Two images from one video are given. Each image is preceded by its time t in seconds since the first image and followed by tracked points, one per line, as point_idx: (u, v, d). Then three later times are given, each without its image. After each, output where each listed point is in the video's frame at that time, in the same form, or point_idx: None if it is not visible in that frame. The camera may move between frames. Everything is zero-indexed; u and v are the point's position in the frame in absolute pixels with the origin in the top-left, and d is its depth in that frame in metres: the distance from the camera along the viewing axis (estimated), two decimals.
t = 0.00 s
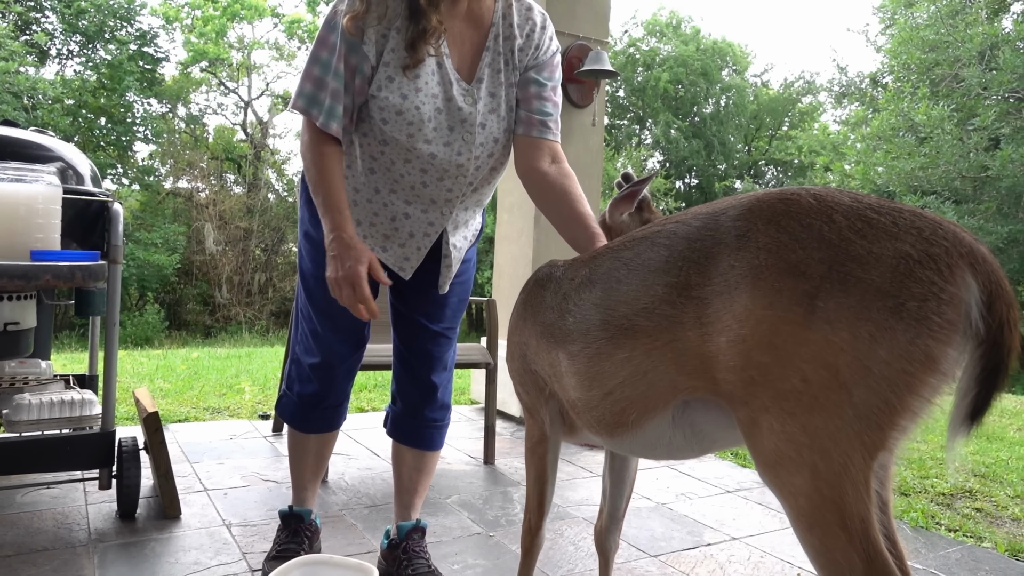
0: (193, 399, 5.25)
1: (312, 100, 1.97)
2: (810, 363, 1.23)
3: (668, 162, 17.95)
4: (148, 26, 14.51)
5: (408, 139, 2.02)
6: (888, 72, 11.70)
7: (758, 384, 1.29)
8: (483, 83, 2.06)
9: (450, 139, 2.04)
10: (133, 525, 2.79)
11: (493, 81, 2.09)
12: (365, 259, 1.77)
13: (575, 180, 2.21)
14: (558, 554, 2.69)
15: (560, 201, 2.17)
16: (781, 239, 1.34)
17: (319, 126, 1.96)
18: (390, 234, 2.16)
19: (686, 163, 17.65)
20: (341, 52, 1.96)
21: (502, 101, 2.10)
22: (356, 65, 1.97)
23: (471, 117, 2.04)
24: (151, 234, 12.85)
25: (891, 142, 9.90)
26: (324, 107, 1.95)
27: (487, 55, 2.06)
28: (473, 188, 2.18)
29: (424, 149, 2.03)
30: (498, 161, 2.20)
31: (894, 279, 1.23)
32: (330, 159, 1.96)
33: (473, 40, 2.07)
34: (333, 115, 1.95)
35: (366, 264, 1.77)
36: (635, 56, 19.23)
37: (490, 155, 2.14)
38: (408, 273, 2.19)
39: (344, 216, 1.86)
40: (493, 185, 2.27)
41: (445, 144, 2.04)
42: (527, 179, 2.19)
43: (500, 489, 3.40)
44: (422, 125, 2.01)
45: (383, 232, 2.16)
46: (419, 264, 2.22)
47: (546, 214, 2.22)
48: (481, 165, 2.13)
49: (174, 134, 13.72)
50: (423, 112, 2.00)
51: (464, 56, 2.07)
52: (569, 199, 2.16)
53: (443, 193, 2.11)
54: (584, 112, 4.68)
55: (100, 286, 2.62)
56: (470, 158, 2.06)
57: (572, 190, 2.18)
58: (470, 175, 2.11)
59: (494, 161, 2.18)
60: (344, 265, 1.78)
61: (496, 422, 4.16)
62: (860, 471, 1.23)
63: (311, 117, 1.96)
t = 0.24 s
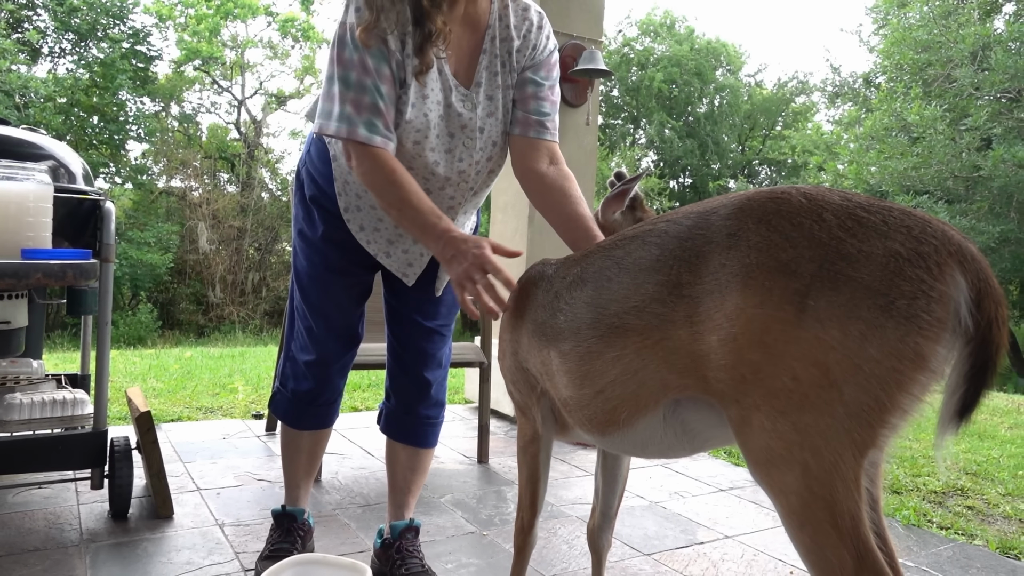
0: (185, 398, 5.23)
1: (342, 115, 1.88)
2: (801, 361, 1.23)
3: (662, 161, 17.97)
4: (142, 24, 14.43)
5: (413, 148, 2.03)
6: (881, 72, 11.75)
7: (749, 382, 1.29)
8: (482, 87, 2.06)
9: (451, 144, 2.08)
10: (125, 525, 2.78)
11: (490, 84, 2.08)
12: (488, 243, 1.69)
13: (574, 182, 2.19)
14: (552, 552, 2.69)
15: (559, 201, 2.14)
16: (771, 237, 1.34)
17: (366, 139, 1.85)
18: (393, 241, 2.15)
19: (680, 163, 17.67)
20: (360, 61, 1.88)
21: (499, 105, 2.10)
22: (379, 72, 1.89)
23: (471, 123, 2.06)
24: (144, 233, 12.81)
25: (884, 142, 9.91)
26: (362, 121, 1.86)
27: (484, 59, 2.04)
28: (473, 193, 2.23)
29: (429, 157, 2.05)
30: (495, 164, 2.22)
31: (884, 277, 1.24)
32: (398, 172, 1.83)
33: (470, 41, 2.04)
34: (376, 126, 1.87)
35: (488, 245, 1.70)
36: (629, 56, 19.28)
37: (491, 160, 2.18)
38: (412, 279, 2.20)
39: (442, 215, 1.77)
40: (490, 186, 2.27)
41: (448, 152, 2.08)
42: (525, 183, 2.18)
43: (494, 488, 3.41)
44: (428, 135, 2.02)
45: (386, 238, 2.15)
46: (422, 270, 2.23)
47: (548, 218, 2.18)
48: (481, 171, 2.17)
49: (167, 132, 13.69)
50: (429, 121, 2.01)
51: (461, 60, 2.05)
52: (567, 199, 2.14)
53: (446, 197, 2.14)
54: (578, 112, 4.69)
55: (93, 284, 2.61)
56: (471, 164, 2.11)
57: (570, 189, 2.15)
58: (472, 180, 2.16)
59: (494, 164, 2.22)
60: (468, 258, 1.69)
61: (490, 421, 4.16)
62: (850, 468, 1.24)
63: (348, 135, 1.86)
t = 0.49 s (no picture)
0: (174, 402, 5.20)
1: (379, 120, 1.84)
2: (785, 361, 1.24)
3: (651, 162, 18.02)
4: (128, 25, 14.24)
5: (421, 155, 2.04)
6: (868, 73, 11.85)
7: (733, 383, 1.30)
8: (479, 93, 2.07)
9: (452, 150, 2.09)
10: (112, 529, 2.76)
11: (485, 89, 2.09)
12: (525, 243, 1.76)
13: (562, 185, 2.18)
14: (542, 553, 2.70)
15: (546, 202, 2.13)
16: (754, 238, 1.35)
17: (411, 137, 1.81)
18: (391, 247, 2.15)
19: (669, 163, 17.74)
20: (379, 63, 1.84)
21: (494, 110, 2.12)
22: (401, 68, 1.85)
23: (473, 129, 2.08)
24: (132, 236, 12.73)
25: (871, 142, 10.00)
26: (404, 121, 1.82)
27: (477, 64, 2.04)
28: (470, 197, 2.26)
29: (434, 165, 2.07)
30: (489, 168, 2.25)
31: (866, 277, 1.25)
32: (448, 167, 1.80)
33: (462, 46, 2.04)
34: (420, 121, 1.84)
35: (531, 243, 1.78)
36: (618, 56, 19.31)
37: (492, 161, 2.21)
38: (409, 286, 2.20)
39: (485, 211, 1.81)
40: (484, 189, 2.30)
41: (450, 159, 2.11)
42: (512, 186, 2.18)
43: (484, 489, 3.41)
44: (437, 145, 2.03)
45: (383, 245, 2.15)
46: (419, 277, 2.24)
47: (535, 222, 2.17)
48: (478, 176, 2.20)
49: (154, 134, 13.59)
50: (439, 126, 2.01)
51: (455, 64, 2.05)
52: (552, 199, 2.13)
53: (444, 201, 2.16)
54: (567, 112, 4.70)
55: (79, 288, 2.60)
56: (472, 170, 2.15)
57: (557, 191, 2.14)
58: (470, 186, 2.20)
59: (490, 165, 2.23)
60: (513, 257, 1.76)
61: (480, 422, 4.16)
62: (834, 467, 1.25)
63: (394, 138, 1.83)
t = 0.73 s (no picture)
0: (161, 401, 5.17)
1: (366, 127, 1.85)
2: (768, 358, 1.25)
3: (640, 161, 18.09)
4: (114, 22, 14.08)
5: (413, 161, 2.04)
6: (854, 73, 11.98)
7: (717, 379, 1.31)
8: (470, 99, 2.07)
9: (442, 156, 2.10)
10: (98, 529, 2.75)
11: (476, 95, 2.08)
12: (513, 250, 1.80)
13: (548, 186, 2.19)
14: (530, 550, 2.70)
15: (530, 206, 2.14)
16: (739, 236, 1.36)
17: (396, 145, 1.83)
18: (379, 249, 2.15)
19: (658, 162, 17.82)
20: (368, 71, 1.84)
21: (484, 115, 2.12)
22: (390, 76, 1.85)
23: (464, 135, 2.08)
24: (119, 234, 12.65)
25: (858, 140, 10.45)
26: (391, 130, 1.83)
27: (469, 69, 2.04)
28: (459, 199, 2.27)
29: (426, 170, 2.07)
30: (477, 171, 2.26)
31: (848, 274, 1.26)
32: (433, 174, 1.81)
33: (453, 51, 2.04)
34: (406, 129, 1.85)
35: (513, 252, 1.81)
36: (608, 55, 19.37)
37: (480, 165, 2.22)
38: (397, 288, 2.20)
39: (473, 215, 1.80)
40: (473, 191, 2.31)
41: (441, 164, 2.11)
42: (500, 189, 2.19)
43: (473, 487, 3.41)
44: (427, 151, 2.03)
45: (371, 247, 2.15)
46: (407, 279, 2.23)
47: (519, 223, 2.19)
48: (467, 179, 2.21)
49: (141, 132, 13.50)
50: (428, 134, 2.01)
51: (447, 69, 2.05)
52: (539, 202, 2.14)
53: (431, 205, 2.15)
54: (555, 111, 4.70)
55: (64, 287, 2.59)
56: (461, 175, 2.16)
57: (543, 195, 2.16)
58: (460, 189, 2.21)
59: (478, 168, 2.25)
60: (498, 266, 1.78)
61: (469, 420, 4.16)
62: (817, 463, 1.26)
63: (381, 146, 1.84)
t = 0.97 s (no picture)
0: (147, 398, 5.14)
1: (353, 125, 1.84)
2: (757, 353, 1.26)
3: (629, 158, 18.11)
4: (99, 16, 13.90)
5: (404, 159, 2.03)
6: (841, 71, 12.07)
7: (706, 374, 1.31)
8: (459, 96, 2.06)
9: (432, 154, 2.09)
10: (83, 527, 2.73)
11: (465, 92, 2.08)
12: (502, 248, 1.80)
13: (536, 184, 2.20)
14: (518, 546, 2.71)
15: (521, 204, 2.14)
16: (728, 231, 1.37)
17: (383, 143, 1.82)
18: (369, 246, 2.15)
19: (646, 160, 17.89)
20: (356, 68, 1.83)
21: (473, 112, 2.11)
22: (378, 74, 1.84)
23: (453, 133, 2.07)
24: (104, 230, 12.54)
25: (845, 139, 10.51)
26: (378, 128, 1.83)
27: (458, 66, 2.04)
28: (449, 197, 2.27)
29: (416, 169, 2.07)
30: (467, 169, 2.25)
31: (836, 270, 1.27)
32: (421, 172, 1.80)
33: (442, 49, 2.04)
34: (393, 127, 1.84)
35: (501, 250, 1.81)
36: (597, 53, 19.37)
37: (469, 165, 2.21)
38: (388, 285, 2.20)
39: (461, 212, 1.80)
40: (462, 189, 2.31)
41: (430, 162, 2.10)
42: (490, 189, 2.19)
43: (461, 484, 3.42)
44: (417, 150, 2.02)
45: (361, 243, 2.14)
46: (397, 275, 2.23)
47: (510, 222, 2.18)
48: (456, 177, 2.21)
49: (126, 128, 13.39)
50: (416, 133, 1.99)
51: (436, 67, 2.04)
52: (529, 200, 2.14)
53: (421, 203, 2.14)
54: (544, 108, 4.70)
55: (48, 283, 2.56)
56: (450, 173, 2.15)
57: (532, 193, 2.16)
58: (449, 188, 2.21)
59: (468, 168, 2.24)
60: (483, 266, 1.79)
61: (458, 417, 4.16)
62: (805, 457, 1.27)
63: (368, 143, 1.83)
